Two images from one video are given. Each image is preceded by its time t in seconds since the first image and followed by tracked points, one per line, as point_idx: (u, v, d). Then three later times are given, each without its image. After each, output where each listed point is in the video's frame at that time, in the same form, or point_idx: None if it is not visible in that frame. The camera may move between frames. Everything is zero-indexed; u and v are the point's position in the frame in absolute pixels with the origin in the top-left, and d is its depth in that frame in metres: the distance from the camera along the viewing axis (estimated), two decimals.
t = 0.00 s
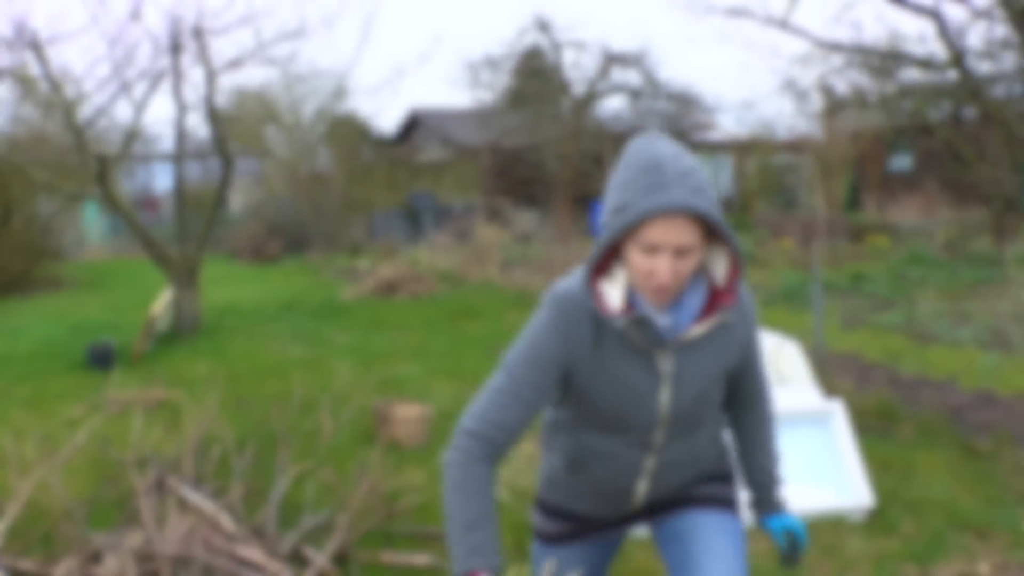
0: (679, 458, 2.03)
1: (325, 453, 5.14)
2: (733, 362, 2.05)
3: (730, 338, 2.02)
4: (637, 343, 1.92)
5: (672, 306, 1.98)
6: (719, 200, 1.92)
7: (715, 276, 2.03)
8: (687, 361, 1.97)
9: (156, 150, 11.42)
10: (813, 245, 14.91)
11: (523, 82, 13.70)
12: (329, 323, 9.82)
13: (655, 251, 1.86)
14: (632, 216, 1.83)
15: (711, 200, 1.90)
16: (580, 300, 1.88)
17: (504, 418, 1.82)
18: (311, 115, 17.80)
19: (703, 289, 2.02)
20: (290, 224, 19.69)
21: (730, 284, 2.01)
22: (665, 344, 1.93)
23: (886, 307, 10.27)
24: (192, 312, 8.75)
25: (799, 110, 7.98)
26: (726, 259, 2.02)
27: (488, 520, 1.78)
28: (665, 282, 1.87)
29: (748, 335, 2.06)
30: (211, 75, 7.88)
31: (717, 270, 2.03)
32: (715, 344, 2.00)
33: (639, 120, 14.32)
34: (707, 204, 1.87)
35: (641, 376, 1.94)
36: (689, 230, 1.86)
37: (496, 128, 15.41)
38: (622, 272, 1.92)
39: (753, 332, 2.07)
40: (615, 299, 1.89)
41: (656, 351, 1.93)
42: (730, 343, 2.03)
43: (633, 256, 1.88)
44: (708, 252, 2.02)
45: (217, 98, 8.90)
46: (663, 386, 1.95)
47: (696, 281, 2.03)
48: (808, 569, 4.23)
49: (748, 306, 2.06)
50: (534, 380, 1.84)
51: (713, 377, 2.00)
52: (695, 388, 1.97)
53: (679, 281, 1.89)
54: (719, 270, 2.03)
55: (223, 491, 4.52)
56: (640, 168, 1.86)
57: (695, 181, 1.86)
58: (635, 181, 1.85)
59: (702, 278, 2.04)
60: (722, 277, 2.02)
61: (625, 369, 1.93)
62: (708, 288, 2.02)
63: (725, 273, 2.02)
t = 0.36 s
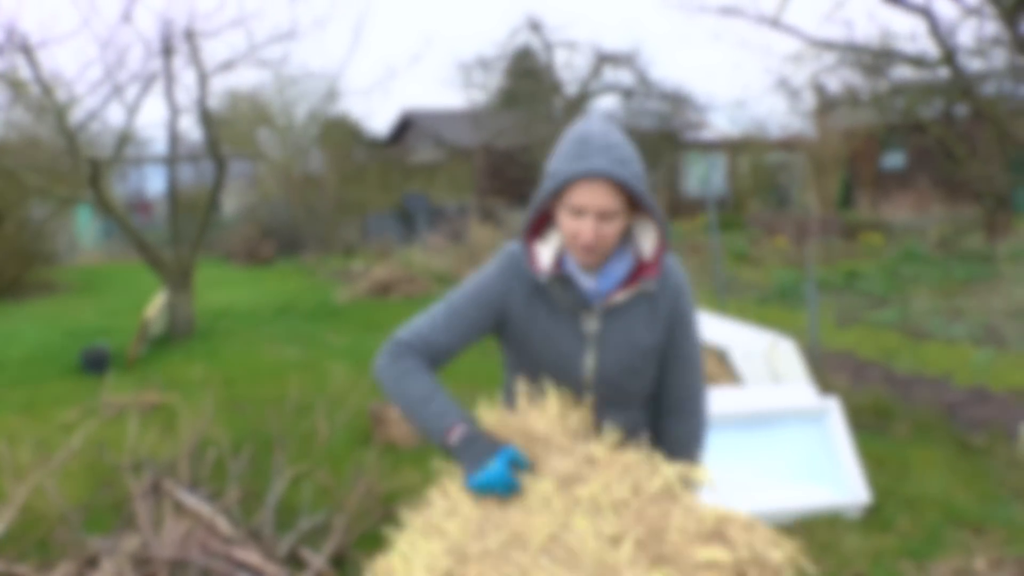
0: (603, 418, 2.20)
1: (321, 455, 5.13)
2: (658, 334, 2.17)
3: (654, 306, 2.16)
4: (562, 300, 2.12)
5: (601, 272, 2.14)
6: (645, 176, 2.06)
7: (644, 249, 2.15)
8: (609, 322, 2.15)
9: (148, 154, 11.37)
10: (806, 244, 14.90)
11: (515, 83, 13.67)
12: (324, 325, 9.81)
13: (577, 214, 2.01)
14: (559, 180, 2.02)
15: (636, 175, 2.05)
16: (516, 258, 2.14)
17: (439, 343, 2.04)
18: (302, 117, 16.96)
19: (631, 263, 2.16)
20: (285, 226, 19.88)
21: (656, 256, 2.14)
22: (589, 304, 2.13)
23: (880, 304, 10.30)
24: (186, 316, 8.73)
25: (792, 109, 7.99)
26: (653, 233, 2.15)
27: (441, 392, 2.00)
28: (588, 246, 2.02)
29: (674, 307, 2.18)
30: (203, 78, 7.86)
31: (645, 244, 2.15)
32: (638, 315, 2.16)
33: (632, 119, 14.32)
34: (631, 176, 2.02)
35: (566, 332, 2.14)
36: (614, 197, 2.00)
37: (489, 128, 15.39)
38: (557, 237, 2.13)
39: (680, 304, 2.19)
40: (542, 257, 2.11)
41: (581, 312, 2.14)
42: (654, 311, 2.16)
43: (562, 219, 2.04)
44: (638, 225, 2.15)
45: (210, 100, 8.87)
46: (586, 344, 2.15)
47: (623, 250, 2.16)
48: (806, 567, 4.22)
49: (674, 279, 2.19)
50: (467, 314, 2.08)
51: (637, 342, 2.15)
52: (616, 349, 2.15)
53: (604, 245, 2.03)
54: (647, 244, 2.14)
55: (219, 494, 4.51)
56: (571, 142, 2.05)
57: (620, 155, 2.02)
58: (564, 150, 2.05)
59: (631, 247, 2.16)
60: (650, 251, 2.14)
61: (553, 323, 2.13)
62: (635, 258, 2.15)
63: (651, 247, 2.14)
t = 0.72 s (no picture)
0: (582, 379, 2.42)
1: (323, 447, 5.14)
2: (626, 297, 2.45)
3: (621, 273, 2.44)
4: (544, 270, 2.34)
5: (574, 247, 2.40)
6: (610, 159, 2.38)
7: (611, 224, 2.45)
8: (587, 287, 2.39)
9: (149, 146, 11.33)
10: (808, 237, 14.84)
11: (516, 74, 13.61)
12: (325, 318, 9.80)
13: (558, 190, 2.30)
14: (538, 164, 2.29)
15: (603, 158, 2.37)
16: (498, 236, 2.36)
17: (427, 318, 2.23)
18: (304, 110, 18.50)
19: (601, 236, 2.43)
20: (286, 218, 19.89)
21: (622, 228, 2.44)
22: (568, 273, 2.36)
23: (882, 297, 10.27)
24: (188, 308, 8.72)
25: (794, 101, 7.95)
26: (618, 210, 2.46)
27: (431, 358, 2.18)
28: (566, 220, 2.31)
29: (637, 273, 2.48)
30: (204, 70, 7.84)
31: (611, 221, 2.45)
32: (610, 281, 2.42)
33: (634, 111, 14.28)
34: (601, 158, 2.34)
35: (548, 299, 2.35)
36: (587, 175, 2.31)
37: (490, 120, 15.35)
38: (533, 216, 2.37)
39: (640, 270, 2.49)
40: (521, 232, 2.36)
41: (561, 279, 2.36)
42: (622, 277, 2.45)
43: (540, 201, 2.33)
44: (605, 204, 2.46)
45: (211, 93, 8.84)
46: (568, 309, 2.37)
47: (595, 225, 2.43)
48: (809, 560, 4.21)
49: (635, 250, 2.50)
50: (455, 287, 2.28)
51: (609, 305, 2.41)
52: (595, 310, 2.39)
53: (581, 219, 2.32)
54: (614, 220, 2.46)
55: (221, 486, 4.50)
56: (544, 132, 2.35)
57: (589, 142, 2.33)
58: (539, 139, 2.34)
59: (600, 224, 2.45)
60: (617, 225, 2.45)
61: (536, 293, 2.34)
62: (604, 231, 2.43)
63: (618, 222, 2.45)
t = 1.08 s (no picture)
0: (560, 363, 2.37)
1: (322, 443, 5.12)
2: (599, 279, 2.37)
3: (593, 256, 2.37)
4: (508, 258, 2.35)
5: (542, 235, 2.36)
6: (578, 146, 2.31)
7: (580, 210, 2.39)
8: (554, 276, 2.35)
9: (149, 140, 11.30)
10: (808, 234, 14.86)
11: (517, 70, 13.62)
12: (326, 313, 9.81)
13: (523, 184, 2.23)
14: (500, 156, 2.25)
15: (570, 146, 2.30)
16: (463, 231, 2.39)
17: (399, 319, 2.29)
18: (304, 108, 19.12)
19: (570, 221, 2.38)
20: (286, 215, 19.46)
21: (592, 216, 2.37)
22: (532, 259, 2.35)
23: (882, 295, 10.29)
24: (188, 303, 8.71)
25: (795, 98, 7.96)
26: (588, 195, 2.38)
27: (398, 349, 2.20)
28: (532, 213, 2.25)
29: (613, 257, 2.40)
30: (205, 65, 7.81)
31: (582, 205, 2.39)
32: (580, 264, 2.36)
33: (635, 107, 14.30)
34: (566, 146, 2.27)
35: (515, 287, 2.36)
36: (553, 165, 2.24)
37: (491, 117, 15.38)
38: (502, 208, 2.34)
39: (616, 253, 2.41)
40: (486, 224, 2.35)
41: (526, 267, 2.35)
42: (594, 262, 2.38)
43: (507, 192, 2.28)
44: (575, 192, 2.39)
45: (212, 88, 8.82)
46: (535, 298, 2.36)
47: (563, 212, 2.38)
48: (807, 559, 4.19)
49: (611, 234, 2.42)
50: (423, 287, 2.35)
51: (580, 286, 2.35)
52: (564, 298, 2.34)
53: (550, 210, 2.26)
54: (583, 205, 2.38)
55: (220, 481, 4.48)
56: (510, 120, 2.29)
57: (555, 130, 2.27)
58: (503, 130, 2.29)
59: (570, 211, 2.39)
60: (587, 211, 2.38)
61: (503, 285, 2.35)
62: (573, 219, 2.38)
63: (588, 208, 2.38)
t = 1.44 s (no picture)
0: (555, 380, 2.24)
1: (323, 435, 5.12)
2: (588, 287, 2.20)
3: (579, 262, 2.21)
4: (493, 267, 2.26)
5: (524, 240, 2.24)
6: (552, 143, 2.14)
7: (565, 210, 2.23)
8: (539, 283, 2.22)
9: (150, 133, 11.28)
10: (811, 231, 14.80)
11: (519, 65, 13.56)
12: (326, 307, 9.80)
13: (493, 187, 2.13)
14: (464, 163, 2.14)
15: (541, 143, 2.13)
16: (451, 239, 2.34)
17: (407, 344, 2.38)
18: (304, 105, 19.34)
19: (552, 222, 2.23)
20: (287, 208, 19.40)
21: (575, 215, 2.22)
22: (516, 267, 2.23)
23: (884, 293, 10.27)
24: (189, 296, 8.71)
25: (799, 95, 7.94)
26: (571, 193, 2.21)
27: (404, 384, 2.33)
28: (507, 216, 2.15)
29: (602, 261, 2.22)
30: (207, 58, 7.79)
31: (565, 205, 2.22)
32: (565, 271, 2.21)
33: (638, 103, 14.25)
34: (533, 145, 2.10)
35: (500, 298, 2.26)
36: (520, 167, 2.11)
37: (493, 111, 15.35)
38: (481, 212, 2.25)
39: (605, 257, 2.22)
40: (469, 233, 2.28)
41: (512, 274, 2.24)
42: (581, 266, 2.22)
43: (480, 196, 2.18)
44: (557, 191, 2.23)
45: (214, 81, 8.80)
46: (522, 307, 2.23)
47: (545, 213, 2.24)
48: (806, 555, 4.18)
49: (600, 235, 2.24)
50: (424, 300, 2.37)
51: (567, 296, 2.20)
52: (549, 307, 2.20)
53: (523, 212, 2.14)
54: (567, 204, 2.22)
55: (219, 475, 4.48)
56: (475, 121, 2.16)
57: (522, 125, 2.11)
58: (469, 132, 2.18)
59: (553, 212, 2.24)
60: (570, 210, 2.22)
61: (490, 295, 2.27)
62: (557, 219, 2.23)
63: (571, 207, 2.22)
